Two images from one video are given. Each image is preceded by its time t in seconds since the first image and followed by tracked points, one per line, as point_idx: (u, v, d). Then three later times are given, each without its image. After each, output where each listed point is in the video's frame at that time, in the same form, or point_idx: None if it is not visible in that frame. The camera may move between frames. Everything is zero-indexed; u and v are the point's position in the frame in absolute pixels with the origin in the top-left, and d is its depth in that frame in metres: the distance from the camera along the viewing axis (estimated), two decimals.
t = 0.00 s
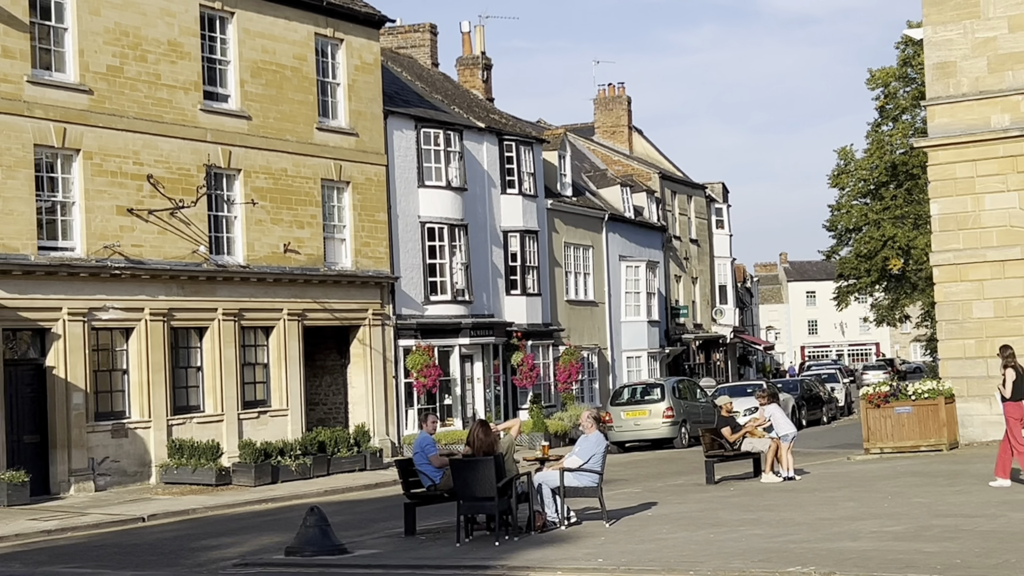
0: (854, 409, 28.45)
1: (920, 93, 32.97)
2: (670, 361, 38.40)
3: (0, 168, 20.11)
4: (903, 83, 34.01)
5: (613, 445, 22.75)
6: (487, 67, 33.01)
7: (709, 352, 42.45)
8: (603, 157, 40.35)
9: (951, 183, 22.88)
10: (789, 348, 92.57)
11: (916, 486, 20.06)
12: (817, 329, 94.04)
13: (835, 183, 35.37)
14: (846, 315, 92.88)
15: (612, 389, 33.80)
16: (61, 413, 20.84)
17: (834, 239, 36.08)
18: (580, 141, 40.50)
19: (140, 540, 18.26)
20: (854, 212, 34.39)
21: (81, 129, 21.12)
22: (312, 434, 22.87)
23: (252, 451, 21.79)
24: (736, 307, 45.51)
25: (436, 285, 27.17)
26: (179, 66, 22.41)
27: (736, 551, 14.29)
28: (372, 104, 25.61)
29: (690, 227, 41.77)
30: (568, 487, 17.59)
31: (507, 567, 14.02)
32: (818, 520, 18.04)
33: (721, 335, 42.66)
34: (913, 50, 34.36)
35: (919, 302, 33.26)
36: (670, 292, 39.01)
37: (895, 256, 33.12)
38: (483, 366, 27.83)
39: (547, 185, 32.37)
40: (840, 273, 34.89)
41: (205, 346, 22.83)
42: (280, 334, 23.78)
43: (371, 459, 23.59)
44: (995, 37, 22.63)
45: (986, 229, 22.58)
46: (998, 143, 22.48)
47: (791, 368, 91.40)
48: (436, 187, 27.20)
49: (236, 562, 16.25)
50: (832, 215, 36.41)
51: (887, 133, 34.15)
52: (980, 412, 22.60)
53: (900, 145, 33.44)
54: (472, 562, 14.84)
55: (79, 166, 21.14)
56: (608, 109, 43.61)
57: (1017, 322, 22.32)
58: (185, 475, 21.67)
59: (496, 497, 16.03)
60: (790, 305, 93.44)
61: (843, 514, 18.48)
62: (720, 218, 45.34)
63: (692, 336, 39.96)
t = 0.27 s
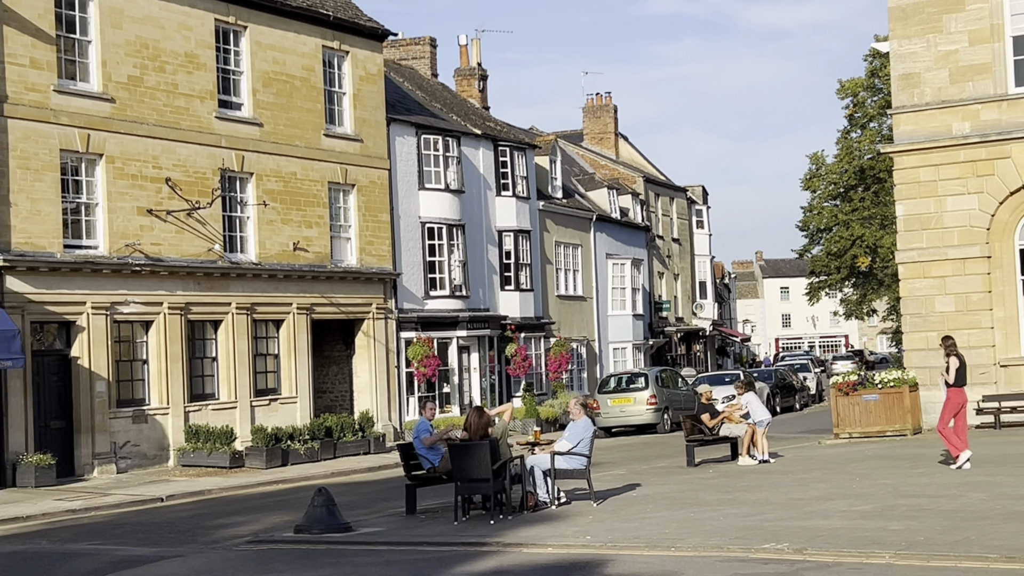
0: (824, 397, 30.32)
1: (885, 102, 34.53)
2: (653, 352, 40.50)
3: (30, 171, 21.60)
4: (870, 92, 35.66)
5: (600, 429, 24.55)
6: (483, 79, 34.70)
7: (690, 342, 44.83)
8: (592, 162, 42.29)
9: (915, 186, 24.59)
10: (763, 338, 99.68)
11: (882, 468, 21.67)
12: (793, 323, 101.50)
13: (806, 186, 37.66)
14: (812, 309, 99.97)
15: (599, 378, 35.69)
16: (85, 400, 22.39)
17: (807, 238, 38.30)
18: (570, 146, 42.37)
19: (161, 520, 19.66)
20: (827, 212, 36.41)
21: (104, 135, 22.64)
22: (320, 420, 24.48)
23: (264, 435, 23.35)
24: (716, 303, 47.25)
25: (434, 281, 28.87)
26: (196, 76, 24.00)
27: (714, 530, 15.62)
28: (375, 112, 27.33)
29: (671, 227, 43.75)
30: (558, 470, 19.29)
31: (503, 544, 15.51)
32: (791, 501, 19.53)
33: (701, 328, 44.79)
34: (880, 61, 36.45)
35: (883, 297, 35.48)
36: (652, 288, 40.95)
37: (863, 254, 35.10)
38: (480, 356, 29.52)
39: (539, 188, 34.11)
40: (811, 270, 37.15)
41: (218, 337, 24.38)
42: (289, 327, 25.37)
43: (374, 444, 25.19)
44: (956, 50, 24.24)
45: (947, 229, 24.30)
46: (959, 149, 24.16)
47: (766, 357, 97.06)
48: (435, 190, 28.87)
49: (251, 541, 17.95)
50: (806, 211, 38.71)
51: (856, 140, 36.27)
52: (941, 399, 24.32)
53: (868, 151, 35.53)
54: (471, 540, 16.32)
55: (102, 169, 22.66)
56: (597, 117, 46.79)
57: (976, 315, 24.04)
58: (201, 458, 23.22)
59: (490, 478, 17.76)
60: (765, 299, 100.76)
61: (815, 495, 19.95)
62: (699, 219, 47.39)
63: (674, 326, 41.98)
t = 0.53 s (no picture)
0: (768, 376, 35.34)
1: (811, 133, 42.60)
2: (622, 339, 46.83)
3: (100, 186, 25.72)
4: (803, 123, 43.85)
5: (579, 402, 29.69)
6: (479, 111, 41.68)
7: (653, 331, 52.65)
8: (570, 178, 49.37)
9: (841, 199, 29.20)
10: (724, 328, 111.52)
11: (812, 434, 26.07)
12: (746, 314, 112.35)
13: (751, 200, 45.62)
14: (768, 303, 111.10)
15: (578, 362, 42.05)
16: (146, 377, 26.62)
17: (752, 242, 46.31)
18: (552, 165, 49.47)
19: (212, 477, 23.53)
20: (767, 223, 44.87)
21: (162, 156, 26.99)
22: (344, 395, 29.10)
23: (297, 408, 27.81)
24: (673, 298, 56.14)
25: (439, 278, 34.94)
26: (240, 107, 28.82)
27: (672, 488, 18.90)
28: (389, 136, 33.06)
29: (636, 233, 51.53)
30: (543, 435, 23.82)
31: (500, 493, 19.52)
32: (736, 462, 23.54)
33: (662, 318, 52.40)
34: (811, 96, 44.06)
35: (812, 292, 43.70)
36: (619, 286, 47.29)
37: (797, 256, 43.04)
38: (477, 341, 35.62)
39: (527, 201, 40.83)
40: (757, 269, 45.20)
41: (260, 325, 29.19)
42: (320, 316, 30.58)
43: (389, 415, 30.04)
44: (876, 85, 28.73)
45: (868, 235, 28.81)
46: (878, 168, 28.66)
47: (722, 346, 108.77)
48: (441, 203, 34.96)
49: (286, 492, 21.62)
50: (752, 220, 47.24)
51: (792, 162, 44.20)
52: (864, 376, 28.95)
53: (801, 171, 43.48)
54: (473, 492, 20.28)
55: (161, 185, 27.00)
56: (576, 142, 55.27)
57: (892, 307, 28.45)
58: (244, 426, 27.57)
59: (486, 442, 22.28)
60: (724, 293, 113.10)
61: (756, 458, 23.90)
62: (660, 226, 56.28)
63: (638, 318, 48.80)
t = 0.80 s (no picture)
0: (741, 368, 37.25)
1: (783, 139, 44.66)
2: (605, 334, 48.95)
3: (114, 188, 27.08)
4: (776, 129, 45.71)
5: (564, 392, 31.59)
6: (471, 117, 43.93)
7: (634, 326, 54.84)
8: (557, 182, 51.54)
9: (810, 203, 31.00)
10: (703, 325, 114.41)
11: (783, 423, 27.68)
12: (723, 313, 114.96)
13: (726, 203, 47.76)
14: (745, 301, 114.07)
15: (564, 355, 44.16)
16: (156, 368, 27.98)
17: (727, 242, 48.49)
18: (540, 169, 51.61)
19: (220, 461, 24.62)
20: (740, 223, 47.00)
21: (171, 160, 28.51)
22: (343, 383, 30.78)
23: (299, 397, 29.41)
24: (652, 295, 58.22)
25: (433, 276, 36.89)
26: (245, 114, 30.56)
27: (651, 472, 20.31)
28: (386, 142, 34.92)
29: (618, 233, 53.53)
30: (530, 424, 25.50)
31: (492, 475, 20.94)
32: (712, 448, 25.07)
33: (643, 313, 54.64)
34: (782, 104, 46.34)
35: (783, 289, 45.97)
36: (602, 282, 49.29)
37: (769, 256, 45.25)
38: (469, 335, 37.63)
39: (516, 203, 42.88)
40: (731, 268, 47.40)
41: (263, 319, 30.99)
42: (320, 310, 32.45)
43: (385, 404, 31.95)
44: (843, 95, 30.33)
45: (834, 236, 30.60)
46: (844, 173, 30.34)
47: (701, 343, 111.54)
48: (436, 204, 36.88)
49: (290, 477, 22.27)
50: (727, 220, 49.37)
51: (765, 166, 46.36)
52: (831, 368, 30.69)
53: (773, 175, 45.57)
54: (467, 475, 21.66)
55: (170, 187, 28.51)
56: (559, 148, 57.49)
57: (856, 303, 30.20)
58: (249, 414, 29.07)
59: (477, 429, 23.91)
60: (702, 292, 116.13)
61: (730, 443, 25.59)
62: (641, 227, 58.37)
63: (620, 313, 50.84)
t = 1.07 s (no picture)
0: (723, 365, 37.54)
1: (765, 138, 45.00)
2: (589, 330, 49.24)
3: (98, 184, 27.08)
4: (758, 128, 46.09)
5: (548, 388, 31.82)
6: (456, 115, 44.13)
7: (617, 322, 55.17)
8: (541, 180, 51.81)
9: (792, 201, 31.24)
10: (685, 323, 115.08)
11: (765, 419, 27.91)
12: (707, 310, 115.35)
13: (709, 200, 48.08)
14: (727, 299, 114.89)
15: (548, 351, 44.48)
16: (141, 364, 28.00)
17: (709, 239, 48.83)
18: (524, 167, 51.85)
19: (205, 457, 24.69)
20: (723, 222, 47.28)
21: (156, 156, 28.50)
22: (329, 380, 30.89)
23: (284, 394, 29.41)
24: (636, 293, 58.37)
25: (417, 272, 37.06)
26: (230, 111, 30.61)
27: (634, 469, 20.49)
28: (371, 139, 35.05)
29: (603, 231, 53.76)
30: (514, 420, 25.67)
31: (477, 471, 21.03)
32: (694, 444, 25.27)
33: (627, 310, 54.98)
34: (765, 103, 46.71)
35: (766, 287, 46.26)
36: (586, 279, 49.54)
37: (751, 253, 45.64)
38: (453, 332, 37.86)
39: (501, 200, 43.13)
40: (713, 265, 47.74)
41: (248, 315, 31.07)
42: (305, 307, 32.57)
43: (370, 400, 32.11)
44: (825, 94, 30.59)
45: (816, 234, 30.87)
46: (825, 171, 30.62)
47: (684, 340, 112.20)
48: (421, 202, 37.06)
49: (274, 473, 22.40)
50: (710, 218, 49.67)
51: (747, 164, 46.68)
52: (812, 365, 30.95)
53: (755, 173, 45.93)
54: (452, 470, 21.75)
55: (155, 183, 28.52)
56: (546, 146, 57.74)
57: (838, 301, 30.51)
58: (234, 410, 29.10)
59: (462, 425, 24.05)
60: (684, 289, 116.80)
61: (713, 440, 25.77)
62: (624, 225, 58.63)
63: (604, 310, 51.14)
